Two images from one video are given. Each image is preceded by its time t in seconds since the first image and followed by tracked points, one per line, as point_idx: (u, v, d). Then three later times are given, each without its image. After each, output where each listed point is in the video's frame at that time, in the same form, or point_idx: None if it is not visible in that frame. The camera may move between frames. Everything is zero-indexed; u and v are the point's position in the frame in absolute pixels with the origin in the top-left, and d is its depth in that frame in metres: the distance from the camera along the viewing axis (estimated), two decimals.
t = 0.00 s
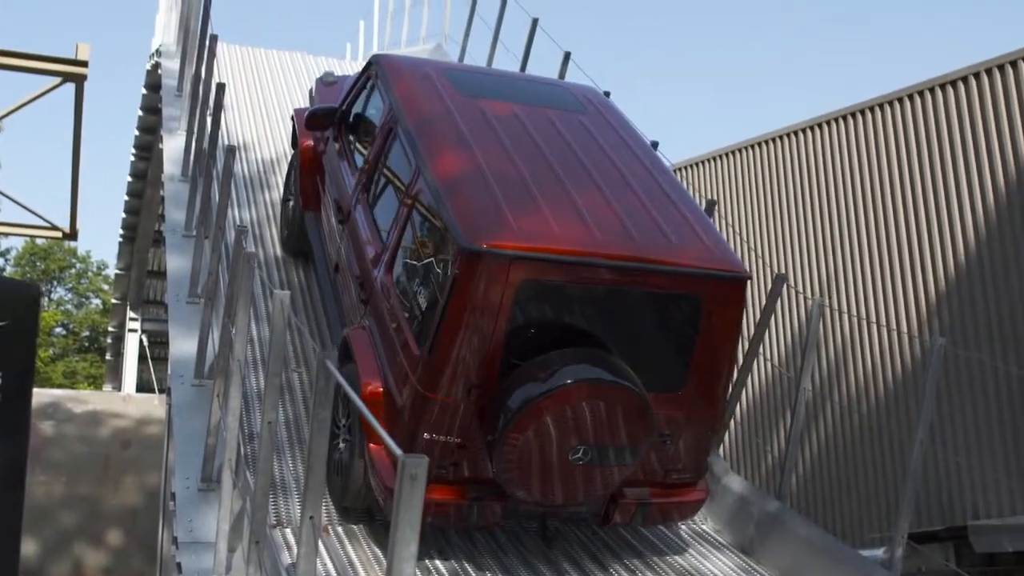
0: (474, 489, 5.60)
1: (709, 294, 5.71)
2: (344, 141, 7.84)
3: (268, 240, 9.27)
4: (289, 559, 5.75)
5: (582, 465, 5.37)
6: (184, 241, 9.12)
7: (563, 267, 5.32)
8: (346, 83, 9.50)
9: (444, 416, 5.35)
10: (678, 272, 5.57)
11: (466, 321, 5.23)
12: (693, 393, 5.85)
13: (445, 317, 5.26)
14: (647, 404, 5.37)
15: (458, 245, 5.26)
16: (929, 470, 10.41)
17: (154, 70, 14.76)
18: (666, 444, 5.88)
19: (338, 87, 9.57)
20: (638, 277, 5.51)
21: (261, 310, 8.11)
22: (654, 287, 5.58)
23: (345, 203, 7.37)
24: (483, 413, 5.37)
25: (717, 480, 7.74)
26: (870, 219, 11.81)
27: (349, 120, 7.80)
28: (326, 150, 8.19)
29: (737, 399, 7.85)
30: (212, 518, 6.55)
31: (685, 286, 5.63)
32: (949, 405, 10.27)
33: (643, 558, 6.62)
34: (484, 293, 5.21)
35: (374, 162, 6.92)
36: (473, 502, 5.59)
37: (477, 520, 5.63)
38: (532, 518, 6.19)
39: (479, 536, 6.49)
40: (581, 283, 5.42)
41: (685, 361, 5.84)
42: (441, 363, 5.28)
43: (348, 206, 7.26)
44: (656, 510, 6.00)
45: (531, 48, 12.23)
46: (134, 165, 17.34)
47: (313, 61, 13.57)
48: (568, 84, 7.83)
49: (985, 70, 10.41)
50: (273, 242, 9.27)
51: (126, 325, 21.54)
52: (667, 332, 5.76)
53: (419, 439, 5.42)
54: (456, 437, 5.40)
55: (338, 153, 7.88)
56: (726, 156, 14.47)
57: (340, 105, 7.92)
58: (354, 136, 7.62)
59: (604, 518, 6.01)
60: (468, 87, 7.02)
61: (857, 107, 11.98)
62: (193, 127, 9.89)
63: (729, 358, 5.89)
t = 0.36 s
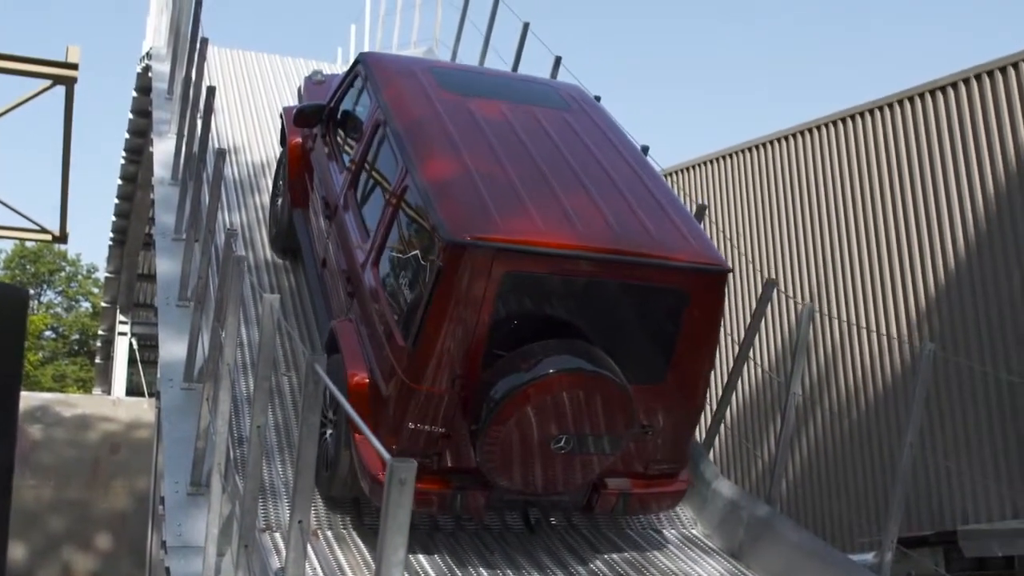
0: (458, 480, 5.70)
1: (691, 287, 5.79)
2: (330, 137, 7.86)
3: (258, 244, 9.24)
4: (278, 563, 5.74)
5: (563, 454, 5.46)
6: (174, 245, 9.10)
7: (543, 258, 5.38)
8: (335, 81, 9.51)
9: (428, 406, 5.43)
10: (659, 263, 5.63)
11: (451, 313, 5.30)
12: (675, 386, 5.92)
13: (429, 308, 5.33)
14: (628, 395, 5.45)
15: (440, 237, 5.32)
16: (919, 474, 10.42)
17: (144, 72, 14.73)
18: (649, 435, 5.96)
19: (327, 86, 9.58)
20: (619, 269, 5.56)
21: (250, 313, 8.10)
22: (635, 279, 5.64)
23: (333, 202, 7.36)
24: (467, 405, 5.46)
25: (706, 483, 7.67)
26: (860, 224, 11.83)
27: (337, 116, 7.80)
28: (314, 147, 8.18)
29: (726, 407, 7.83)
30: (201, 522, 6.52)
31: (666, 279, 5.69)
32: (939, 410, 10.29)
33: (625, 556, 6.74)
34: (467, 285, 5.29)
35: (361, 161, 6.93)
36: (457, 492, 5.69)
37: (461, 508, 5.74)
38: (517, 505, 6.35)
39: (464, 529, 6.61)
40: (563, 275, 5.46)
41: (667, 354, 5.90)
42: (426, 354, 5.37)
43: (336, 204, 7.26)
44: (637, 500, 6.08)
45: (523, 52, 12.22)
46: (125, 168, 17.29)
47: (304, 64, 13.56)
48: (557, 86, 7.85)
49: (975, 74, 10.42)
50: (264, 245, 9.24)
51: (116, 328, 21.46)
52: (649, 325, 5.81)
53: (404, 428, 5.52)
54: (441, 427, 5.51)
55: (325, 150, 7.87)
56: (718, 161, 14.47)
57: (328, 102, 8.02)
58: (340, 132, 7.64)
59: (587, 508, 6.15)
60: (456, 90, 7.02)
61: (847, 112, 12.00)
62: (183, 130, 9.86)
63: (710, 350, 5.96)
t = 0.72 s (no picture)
0: (445, 472, 5.79)
1: (671, 284, 5.96)
2: (321, 137, 7.95)
3: (251, 252, 9.22)
4: (270, 571, 5.72)
5: (545, 446, 5.60)
6: (167, 252, 9.08)
7: (528, 256, 5.56)
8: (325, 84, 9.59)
9: (416, 399, 5.58)
10: (642, 262, 5.81)
11: (438, 308, 5.47)
12: (655, 383, 6.07)
13: (417, 302, 5.47)
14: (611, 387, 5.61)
15: (427, 232, 5.47)
16: (911, 483, 10.43)
17: (138, 80, 14.72)
18: (633, 430, 6.12)
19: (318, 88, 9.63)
20: (603, 266, 5.74)
21: (242, 321, 8.09)
22: (616, 276, 5.81)
23: (322, 201, 7.47)
24: (452, 397, 5.63)
25: (698, 493, 7.63)
26: (852, 233, 11.87)
27: (328, 117, 7.89)
28: (305, 149, 8.28)
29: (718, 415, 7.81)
30: (192, 531, 6.50)
31: (647, 275, 5.87)
32: (930, 419, 10.31)
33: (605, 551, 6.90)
34: (453, 282, 5.45)
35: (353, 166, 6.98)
36: (444, 485, 5.76)
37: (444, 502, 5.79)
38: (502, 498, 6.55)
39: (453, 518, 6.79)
40: (546, 271, 5.64)
41: (648, 350, 6.07)
42: (413, 348, 5.52)
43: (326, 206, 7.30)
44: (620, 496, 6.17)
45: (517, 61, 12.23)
46: (117, 176, 17.29)
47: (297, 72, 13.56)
48: (547, 94, 7.91)
49: (967, 85, 10.45)
50: (256, 253, 9.23)
51: (108, 335, 21.41)
52: (630, 319, 5.99)
53: (391, 422, 5.63)
54: (427, 420, 5.64)
55: (316, 155, 7.94)
56: (709, 170, 14.54)
57: (320, 103, 8.12)
58: (330, 133, 7.73)
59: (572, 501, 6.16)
60: (448, 97, 7.06)
61: (839, 121, 12.05)
62: (176, 138, 9.86)
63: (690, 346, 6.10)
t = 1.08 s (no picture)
0: (435, 464, 5.99)
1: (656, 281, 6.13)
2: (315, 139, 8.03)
3: (247, 261, 9.21)
4: None
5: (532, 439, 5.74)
6: (163, 261, 9.07)
7: (514, 253, 5.72)
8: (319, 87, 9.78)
9: (406, 392, 5.78)
10: (627, 258, 5.98)
11: (428, 304, 5.66)
12: (640, 376, 6.25)
13: (407, 298, 5.66)
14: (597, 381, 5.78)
15: (417, 230, 5.62)
16: (909, 492, 10.42)
17: (134, 89, 14.73)
18: (620, 423, 6.24)
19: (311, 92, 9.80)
20: (588, 262, 5.90)
21: (239, 330, 8.08)
22: (601, 272, 5.97)
23: (315, 200, 7.61)
24: (442, 390, 5.82)
25: (694, 502, 7.59)
26: (849, 242, 11.89)
27: (321, 119, 7.97)
28: (299, 150, 8.40)
29: (715, 424, 7.79)
30: (188, 541, 6.48)
31: (632, 272, 6.04)
32: (927, 429, 10.31)
33: (590, 548, 7.08)
34: (443, 279, 5.64)
35: (345, 171, 7.08)
36: (434, 477, 5.98)
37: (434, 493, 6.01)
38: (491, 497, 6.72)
39: (444, 510, 7.01)
40: (531, 266, 5.80)
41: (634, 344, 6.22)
42: (405, 341, 5.72)
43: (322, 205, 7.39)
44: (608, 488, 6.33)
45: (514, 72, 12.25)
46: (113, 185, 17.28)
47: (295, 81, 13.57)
48: (542, 100, 7.97)
49: (962, 95, 10.47)
50: (253, 262, 9.22)
51: (104, 344, 21.36)
52: (616, 316, 6.13)
53: (382, 414, 5.86)
54: (417, 413, 5.85)
55: (310, 157, 8.03)
56: (704, 179, 14.59)
57: (313, 105, 8.20)
58: (324, 136, 7.84)
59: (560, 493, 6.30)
60: (443, 104, 7.10)
61: (834, 131, 12.08)
62: (172, 147, 9.86)
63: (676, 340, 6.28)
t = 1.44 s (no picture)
0: (427, 458, 6.12)
1: (646, 279, 6.21)
2: (312, 142, 8.13)
3: (246, 271, 9.21)
4: None
5: (524, 431, 5.83)
6: (162, 272, 9.07)
7: (503, 252, 5.79)
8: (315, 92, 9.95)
9: (400, 387, 5.88)
10: (617, 255, 6.06)
11: (420, 302, 5.74)
12: (630, 373, 6.33)
13: (400, 295, 5.75)
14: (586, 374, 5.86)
15: (410, 228, 5.72)
16: (908, 503, 10.41)
17: (133, 99, 14.76)
18: (608, 420, 6.38)
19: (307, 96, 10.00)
20: (579, 259, 5.99)
21: (237, 341, 8.07)
22: (591, 269, 6.06)
23: (309, 199, 7.88)
24: (434, 385, 5.92)
25: (694, 512, 7.55)
26: (847, 252, 11.91)
27: (316, 123, 8.09)
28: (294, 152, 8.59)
29: (713, 434, 7.77)
30: (186, 552, 6.45)
31: (621, 269, 6.12)
32: (926, 439, 10.31)
33: (578, 544, 7.18)
34: (435, 277, 5.72)
35: (339, 177, 7.22)
36: (426, 471, 6.11)
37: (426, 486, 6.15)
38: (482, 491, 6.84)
39: (435, 503, 7.15)
40: (522, 264, 5.88)
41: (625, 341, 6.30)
42: (397, 338, 5.80)
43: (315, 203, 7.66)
44: (599, 482, 6.52)
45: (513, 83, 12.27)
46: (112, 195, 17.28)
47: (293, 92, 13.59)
48: (539, 107, 8.03)
49: (960, 105, 10.47)
50: (251, 273, 9.21)
51: (102, 355, 21.34)
52: (605, 313, 6.22)
53: (376, 410, 5.96)
54: (410, 408, 5.94)
55: (307, 157, 8.17)
56: (703, 191, 14.63)
57: (308, 109, 8.33)
58: (320, 140, 7.95)
59: (550, 489, 6.52)
60: (439, 111, 7.16)
61: (833, 141, 12.09)
62: (171, 158, 9.86)
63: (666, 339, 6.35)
